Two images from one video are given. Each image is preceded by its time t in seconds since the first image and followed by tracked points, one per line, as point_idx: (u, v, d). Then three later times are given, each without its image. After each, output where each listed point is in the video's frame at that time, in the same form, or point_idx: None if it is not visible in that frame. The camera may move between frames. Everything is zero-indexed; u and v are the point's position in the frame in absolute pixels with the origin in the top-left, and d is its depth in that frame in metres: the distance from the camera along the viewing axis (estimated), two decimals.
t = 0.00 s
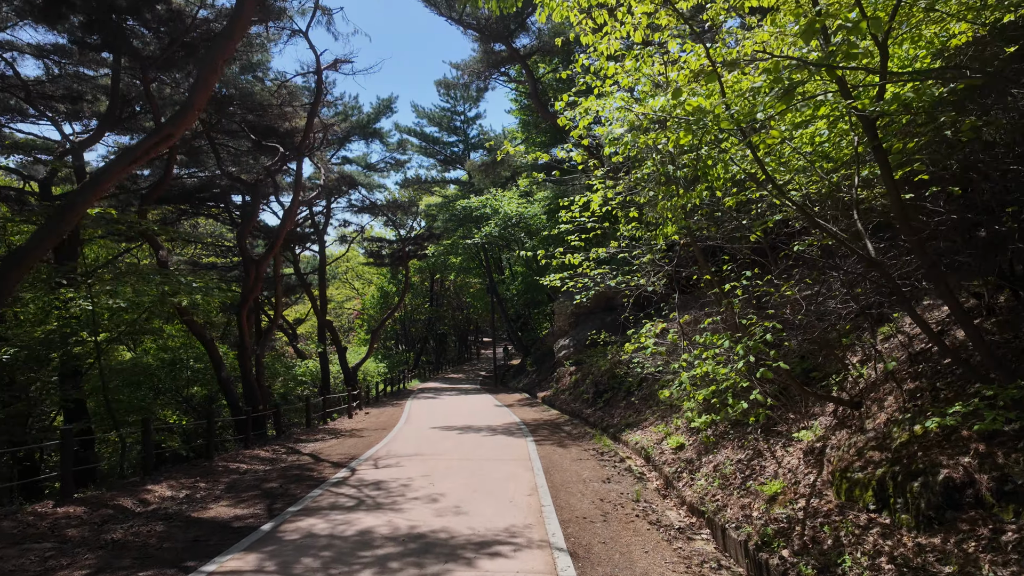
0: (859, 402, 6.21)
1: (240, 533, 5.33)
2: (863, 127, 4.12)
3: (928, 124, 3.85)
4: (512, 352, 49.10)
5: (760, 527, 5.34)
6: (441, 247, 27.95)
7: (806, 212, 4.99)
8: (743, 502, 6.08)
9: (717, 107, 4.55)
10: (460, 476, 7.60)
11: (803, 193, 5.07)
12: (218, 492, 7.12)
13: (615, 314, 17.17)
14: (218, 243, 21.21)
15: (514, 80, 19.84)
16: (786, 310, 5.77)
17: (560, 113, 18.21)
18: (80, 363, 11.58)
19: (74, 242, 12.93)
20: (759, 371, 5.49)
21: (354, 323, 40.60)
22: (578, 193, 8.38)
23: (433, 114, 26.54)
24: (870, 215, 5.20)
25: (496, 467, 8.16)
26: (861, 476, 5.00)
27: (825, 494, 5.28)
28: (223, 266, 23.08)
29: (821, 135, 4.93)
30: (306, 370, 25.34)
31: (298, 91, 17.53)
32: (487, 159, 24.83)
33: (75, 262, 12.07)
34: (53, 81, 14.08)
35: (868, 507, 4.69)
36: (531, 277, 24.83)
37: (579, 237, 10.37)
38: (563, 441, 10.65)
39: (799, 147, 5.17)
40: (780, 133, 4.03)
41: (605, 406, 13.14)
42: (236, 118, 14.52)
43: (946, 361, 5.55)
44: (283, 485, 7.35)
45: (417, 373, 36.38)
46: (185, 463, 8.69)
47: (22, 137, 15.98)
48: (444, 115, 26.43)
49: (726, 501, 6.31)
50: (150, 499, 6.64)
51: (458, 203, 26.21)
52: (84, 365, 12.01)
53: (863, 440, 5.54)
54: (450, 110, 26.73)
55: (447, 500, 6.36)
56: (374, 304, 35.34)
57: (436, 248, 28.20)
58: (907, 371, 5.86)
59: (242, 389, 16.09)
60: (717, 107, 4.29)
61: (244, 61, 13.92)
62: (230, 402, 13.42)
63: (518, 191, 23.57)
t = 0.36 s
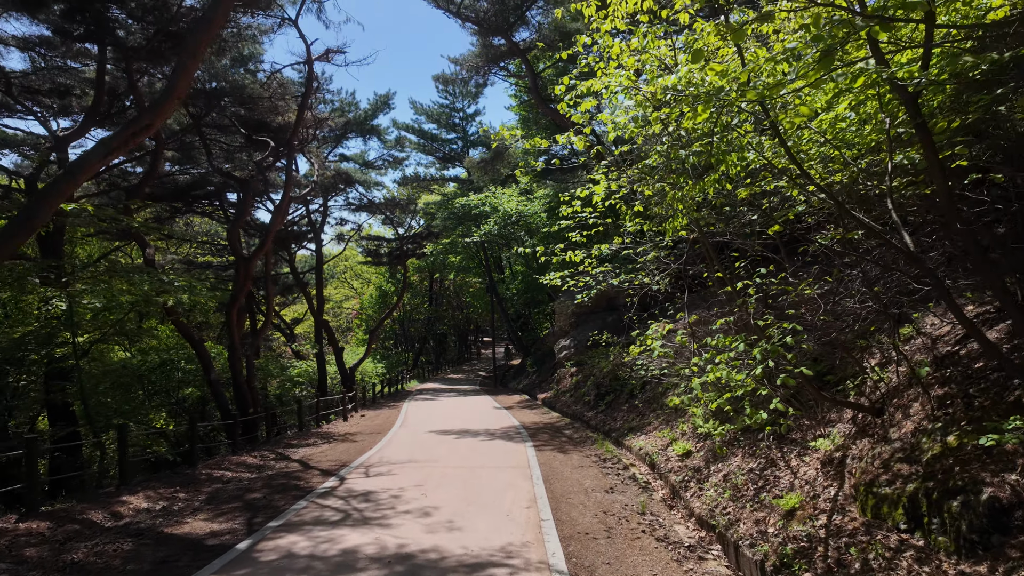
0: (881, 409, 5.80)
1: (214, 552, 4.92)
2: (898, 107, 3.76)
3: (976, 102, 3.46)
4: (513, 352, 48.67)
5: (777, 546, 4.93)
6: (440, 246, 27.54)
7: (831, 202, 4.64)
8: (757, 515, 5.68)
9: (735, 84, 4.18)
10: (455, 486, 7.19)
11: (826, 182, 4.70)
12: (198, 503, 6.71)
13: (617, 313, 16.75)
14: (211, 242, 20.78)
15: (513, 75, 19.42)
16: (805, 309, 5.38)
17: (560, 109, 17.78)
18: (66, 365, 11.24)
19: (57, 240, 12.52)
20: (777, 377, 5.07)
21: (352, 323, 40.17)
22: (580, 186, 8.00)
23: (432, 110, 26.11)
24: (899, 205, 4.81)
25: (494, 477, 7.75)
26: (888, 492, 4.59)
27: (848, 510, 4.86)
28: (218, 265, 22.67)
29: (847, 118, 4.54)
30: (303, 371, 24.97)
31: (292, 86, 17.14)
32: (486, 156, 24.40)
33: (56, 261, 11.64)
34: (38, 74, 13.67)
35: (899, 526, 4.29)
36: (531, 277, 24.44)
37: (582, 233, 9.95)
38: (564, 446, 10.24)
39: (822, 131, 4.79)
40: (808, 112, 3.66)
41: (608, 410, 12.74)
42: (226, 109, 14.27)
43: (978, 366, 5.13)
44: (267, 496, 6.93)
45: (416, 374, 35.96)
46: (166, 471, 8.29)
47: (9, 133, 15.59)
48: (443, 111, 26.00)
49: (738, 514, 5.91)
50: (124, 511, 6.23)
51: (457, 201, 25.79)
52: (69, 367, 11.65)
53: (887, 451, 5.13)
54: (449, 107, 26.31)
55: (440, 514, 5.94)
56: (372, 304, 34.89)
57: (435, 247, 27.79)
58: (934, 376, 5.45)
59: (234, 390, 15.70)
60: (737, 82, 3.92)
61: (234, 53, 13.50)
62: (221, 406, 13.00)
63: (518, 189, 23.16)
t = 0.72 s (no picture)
0: (909, 407, 5.40)
1: (188, 562, 4.52)
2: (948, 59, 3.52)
3: None
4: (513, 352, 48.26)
5: (802, 556, 4.53)
6: (439, 243, 27.14)
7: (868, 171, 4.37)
8: (776, 521, 5.28)
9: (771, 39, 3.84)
10: (453, 489, 6.79)
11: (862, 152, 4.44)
12: (177, 507, 6.30)
13: (621, 311, 16.33)
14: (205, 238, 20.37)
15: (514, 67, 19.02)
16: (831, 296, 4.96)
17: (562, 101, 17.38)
18: (48, 363, 10.81)
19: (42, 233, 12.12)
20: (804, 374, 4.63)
21: (350, 322, 39.73)
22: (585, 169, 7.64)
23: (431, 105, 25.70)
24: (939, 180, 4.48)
25: (494, 479, 7.33)
26: (924, 497, 4.20)
27: (879, 517, 4.47)
28: (212, 261, 22.25)
29: (884, 83, 4.22)
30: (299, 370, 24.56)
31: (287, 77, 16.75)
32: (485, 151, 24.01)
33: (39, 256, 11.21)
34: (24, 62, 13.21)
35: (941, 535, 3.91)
36: (531, 274, 24.05)
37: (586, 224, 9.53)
38: (566, 447, 9.83)
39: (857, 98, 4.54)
40: (856, 64, 3.32)
41: (611, 409, 12.33)
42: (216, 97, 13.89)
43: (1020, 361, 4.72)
44: (251, 500, 6.52)
45: (415, 373, 35.54)
46: (148, 472, 7.87)
47: None
48: (442, 106, 25.60)
49: (755, 520, 5.51)
50: (96, 517, 5.83)
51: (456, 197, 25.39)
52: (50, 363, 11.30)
53: (919, 452, 4.74)
54: (448, 102, 25.90)
55: (436, 520, 5.54)
56: (370, 302, 34.47)
57: (434, 244, 27.40)
58: (968, 371, 5.05)
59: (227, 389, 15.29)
60: (776, 29, 3.56)
61: (226, 41, 13.09)
62: (211, 405, 12.58)
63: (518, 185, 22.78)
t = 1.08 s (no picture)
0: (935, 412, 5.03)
1: None
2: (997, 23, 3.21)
3: None
4: (513, 352, 47.82)
5: None
6: (438, 242, 26.74)
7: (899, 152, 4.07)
8: (792, 536, 4.91)
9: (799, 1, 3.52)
10: (446, 499, 6.40)
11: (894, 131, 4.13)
12: (152, 519, 5.93)
13: (622, 311, 15.95)
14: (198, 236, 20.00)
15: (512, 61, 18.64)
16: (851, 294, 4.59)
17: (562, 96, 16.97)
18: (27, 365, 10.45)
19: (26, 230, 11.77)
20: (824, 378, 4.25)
21: (348, 322, 39.35)
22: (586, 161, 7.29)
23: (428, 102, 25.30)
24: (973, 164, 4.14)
25: (490, 488, 6.95)
26: (959, 514, 3.82)
27: (908, 535, 4.10)
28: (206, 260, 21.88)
29: (917, 57, 3.92)
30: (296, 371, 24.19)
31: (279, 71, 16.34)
32: (484, 148, 23.64)
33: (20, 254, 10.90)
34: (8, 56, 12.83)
35: (981, 557, 3.55)
36: (531, 273, 23.68)
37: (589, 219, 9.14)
38: (567, 451, 9.44)
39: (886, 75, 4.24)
40: (894, 28, 3.02)
41: (613, 412, 11.94)
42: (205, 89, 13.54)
43: None
44: (232, 510, 6.14)
45: (413, 374, 35.20)
46: (126, 480, 7.49)
47: None
48: (440, 103, 25.23)
49: (768, 534, 5.13)
50: (63, 530, 5.46)
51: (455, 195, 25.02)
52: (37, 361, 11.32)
53: (949, 461, 4.37)
54: (446, 98, 25.50)
55: (425, 534, 5.16)
56: (369, 301, 34.07)
57: (432, 242, 27.02)
58: (1002, 375, 4.66)
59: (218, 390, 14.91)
60: None
61: (215, 33, 12.71)
62: (200, 408, 12.16)
63: (517, 182, 22.38)
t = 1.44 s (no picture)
0: (973, 415, 4.63)
1: None
2: None
3: None
4: (513, 351, 47.43)
5: None
6: (437, 238, 26.33)
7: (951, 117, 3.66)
8: (818, 549, 4.52)
9: None
10: (442, 506, 5.99)
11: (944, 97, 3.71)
12: (125, 529, 5.51)
13: (625, 308, 15.55)
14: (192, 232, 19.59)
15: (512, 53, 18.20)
16: (887, 285, 4.16)
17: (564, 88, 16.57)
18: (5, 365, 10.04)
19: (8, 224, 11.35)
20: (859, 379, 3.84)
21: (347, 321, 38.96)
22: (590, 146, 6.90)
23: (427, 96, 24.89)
24: None
25: (489, 494, 6.52)
26: (1014, 530, 3.43)
27: (954, 552, 3.71)
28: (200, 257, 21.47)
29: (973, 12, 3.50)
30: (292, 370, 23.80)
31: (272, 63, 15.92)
32: (483, 142, 23.24)
33: None
34: None
35: None
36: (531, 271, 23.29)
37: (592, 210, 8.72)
38: (569, 454, 9.02)
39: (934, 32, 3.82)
40: None
41: (617, 412, 11.54)
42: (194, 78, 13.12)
43: None
44: (212, 519, 5.72)
45: (412, 373, 34.84)
46: (103, 485, 7.08)
47: None
48: (439, 98, 24.83)
49: (791, 546, 4.74)
50: (27, 542, 5.04)
51: (454, 191, 24.61)
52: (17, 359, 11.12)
53: (995, 469, 3.97)
54: (445, 92, 25.10)
55: (419, 548, 4.74)
56: (367, 300, 33.67)
57: (431, 239, 26.62)
58: None
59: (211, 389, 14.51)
60: None
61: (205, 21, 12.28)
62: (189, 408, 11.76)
63: (518, 177, 21.98)
